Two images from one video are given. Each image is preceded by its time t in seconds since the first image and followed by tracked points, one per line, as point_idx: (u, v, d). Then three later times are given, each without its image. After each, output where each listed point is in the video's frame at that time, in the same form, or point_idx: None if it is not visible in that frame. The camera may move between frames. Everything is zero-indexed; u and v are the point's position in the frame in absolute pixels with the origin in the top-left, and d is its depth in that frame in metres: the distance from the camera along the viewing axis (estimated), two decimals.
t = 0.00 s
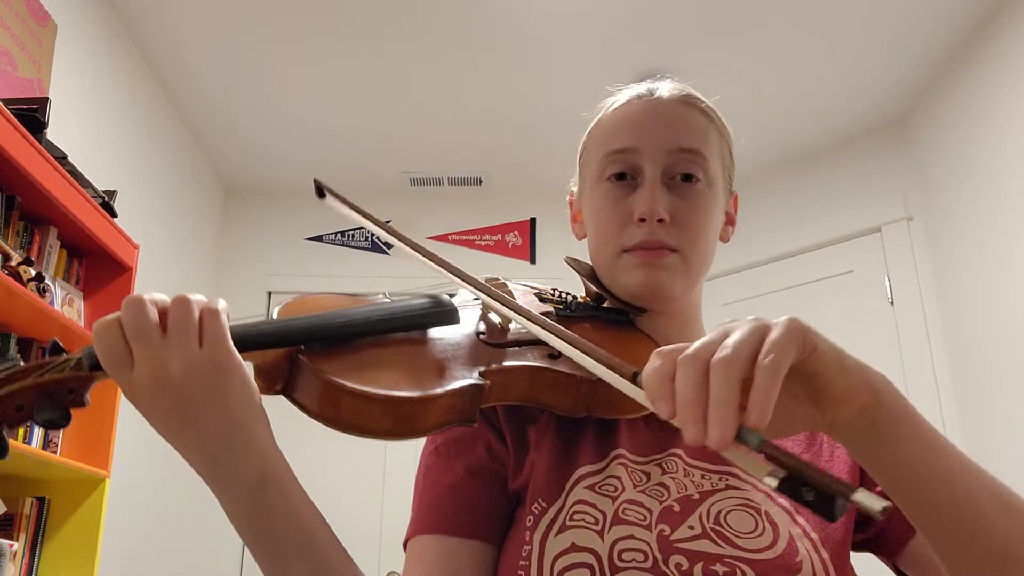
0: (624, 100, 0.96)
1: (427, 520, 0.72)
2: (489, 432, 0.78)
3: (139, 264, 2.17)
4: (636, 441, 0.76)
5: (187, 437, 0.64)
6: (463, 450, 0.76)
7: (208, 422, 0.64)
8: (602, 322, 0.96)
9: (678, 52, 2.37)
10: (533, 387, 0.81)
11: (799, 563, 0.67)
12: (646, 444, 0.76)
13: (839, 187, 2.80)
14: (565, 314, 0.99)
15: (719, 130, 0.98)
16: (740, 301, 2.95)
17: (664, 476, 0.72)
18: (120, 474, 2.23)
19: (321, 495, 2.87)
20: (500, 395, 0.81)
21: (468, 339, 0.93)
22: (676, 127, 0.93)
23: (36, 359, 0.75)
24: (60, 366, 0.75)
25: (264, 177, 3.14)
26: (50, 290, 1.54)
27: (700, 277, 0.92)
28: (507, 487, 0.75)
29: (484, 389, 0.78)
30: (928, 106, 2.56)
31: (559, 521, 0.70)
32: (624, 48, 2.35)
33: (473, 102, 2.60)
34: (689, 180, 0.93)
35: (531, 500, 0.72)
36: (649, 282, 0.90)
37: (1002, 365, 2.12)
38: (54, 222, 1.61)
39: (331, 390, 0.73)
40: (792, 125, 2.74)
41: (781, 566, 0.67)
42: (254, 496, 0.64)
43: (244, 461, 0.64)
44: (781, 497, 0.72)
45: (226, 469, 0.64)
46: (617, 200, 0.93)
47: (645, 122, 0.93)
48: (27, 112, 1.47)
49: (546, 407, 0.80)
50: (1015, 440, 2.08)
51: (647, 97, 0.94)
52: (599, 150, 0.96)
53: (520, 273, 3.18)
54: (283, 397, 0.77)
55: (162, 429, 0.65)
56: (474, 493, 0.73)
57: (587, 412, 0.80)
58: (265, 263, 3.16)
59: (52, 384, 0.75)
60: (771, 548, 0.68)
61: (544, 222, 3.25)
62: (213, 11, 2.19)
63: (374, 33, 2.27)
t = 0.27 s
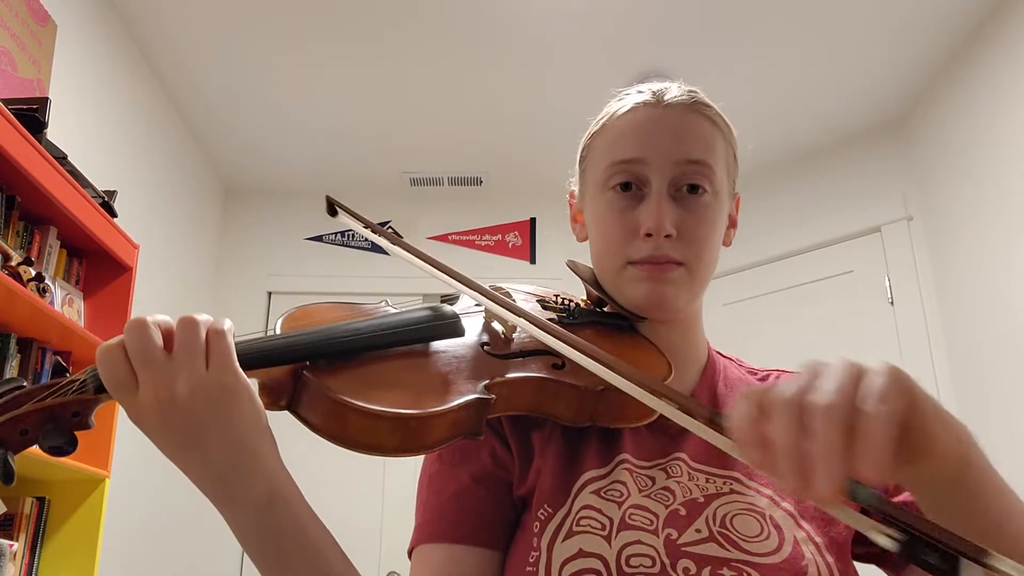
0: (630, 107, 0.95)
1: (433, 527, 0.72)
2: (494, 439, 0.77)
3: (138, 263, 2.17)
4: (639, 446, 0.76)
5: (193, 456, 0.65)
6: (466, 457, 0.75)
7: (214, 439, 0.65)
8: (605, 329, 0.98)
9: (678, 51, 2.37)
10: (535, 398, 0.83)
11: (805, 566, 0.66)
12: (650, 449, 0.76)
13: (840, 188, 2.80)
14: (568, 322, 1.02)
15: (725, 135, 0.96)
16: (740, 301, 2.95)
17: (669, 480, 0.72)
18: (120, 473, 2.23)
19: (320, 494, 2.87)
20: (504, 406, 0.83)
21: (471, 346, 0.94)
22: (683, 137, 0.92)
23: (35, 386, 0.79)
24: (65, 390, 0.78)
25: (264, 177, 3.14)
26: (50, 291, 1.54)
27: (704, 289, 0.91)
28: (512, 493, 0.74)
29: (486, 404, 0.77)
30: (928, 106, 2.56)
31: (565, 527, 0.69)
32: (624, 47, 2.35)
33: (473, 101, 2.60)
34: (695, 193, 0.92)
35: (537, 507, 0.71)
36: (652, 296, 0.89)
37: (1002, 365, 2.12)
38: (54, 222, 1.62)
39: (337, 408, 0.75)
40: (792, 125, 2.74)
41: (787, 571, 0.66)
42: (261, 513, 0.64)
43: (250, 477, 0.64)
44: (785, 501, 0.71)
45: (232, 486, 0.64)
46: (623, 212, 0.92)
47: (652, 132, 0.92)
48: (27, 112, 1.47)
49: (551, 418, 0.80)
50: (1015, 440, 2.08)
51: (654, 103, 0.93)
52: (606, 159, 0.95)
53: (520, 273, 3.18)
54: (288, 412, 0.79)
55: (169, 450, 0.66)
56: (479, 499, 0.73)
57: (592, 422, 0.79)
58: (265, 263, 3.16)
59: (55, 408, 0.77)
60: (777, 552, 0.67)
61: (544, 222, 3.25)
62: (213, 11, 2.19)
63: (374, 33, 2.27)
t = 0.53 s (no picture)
0: (634, 103, 0.95)
1: (428, 524, 0.71)
2: (490, 438, 0.77)
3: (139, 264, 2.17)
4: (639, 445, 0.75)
5: (191, 455, 0.65)
6: (463, 456, 0.75)
7: (211, 439, 0.65)
8: (604, 327, 0.98)
9: (678, 51, 2.37)
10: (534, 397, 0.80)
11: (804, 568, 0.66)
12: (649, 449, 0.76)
13: (840, 188, 2.80)
14: (567, 320, 1.01)
15: (727, 134, 0.97)
16: (740, 301, 2.95)
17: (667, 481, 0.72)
18: (120, 473, 2.23)
19: (320, 494, 2.88)
20: (501, 406, 0.81)
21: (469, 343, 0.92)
22: (686, 134, 0.92)
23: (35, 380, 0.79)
24: (60, 385, 0.79)
25: (264, 177, 3.14)
26: (50, 290, 1.54)
27: (704, 286, 0.91)
28: (509, 492, 0.75)
29: (484, 402, 0.77)
30: (928, 106, 2.56)
31: (562, 525, 0.70)
32: (624, 47, 2.35)
33: (473, 101, 2.60)
34: (697, 190, 0.92)
35: (534, 504, 0.71)
36: (654, 291, 0.88)
37: (1001, 365, 2.13)
38: (54, 222, 1.62)
39: (332, 407, 0.73)
40: (792, 124, 2.74)
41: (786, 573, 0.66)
42: (257, 513, 0.64)
43: (248, 476, 0.64)
44: (784, 502, 0.71)
45: (230, 485, 0.64)
46: (626, 207, 0.92)
47: (655, 128, 0.92)
48: (27, 112, 1.47)
49: (550, 417, 0.79)
50: (1014, 440, 2.08)
51: (658, 100, 0.93)
52: (608, 155, 0.95)
53: (520, 273, 3.18)
54: (284, 408, 0.77)
55: (165, 449, 0.66)
56: (475, 498, 0.72)
57: (590, 422, 0.78)
58: (265, 263, 3.16)
59: (52, 403, 0.77)
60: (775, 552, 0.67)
61: (544, 222, 3.25)
62: (213, 11, 2.19)
63: (374, 33, 2.27)
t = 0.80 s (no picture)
0: (640, 100, 0.95)
1: (425, 520, 0.71)
2: (487, 435, 0.77)
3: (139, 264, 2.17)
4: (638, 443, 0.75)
5: (185, 448, 0.66)
6: (458, 453, 0.75)
7: (205, 435, 0.66)
8: (604, 325, 0.98)
9: (678, 51, 2.37)
10: (534, 392, 0.79)
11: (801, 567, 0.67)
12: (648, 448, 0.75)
13: (840, 187, 2.80)
14: (568, 317, 1.00)
15: (730, 134, 0.97)
16: (740, 300, 2.95)
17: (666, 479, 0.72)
18: (120, 473, 2.23)
19: (320, 494, 2.87)
20: (499, 401, 0.79)
21: (470, 338, 0.92)
22: (690, 131, 0.92)
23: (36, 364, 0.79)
24: (61, 371, 0.79)
25: (264, 177, 3.14)
26: (50, 290, 1.54)
27: (705, 282, 0.90)
28: (506, 489, 0.75)
29: (482, 396, 0.76)
30: (928, 107, 2.56)
31: (560, 522, 0.70)
32: (624, 47, 2.35)
33: (473, 101, 2.60)
34: (700, 187, 0.92)
35: (532, 501, 0.71)
36: (655, 286, 0.88)
37: (1002, 365, 2.12)
38: (54, 222, 1.62)
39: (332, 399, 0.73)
40: (792, 124, 2.74)
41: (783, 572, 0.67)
42: (249, 507, 0.65)
43: (240, 471, 0.65)
44: (783, 502, 0.71)
45: (223, 480, 0.65)
46: (629, 202, 0.92)
47: (659, 125, 0.92)
48: (27, 112, 1.47)
49: (546, 414, 0.78)
50: (1014, 441, 2.08)
51: (662, 97, 0.93)
52: (612, 151, 0.95)
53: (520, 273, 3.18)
54: (284, 399, 0.76)
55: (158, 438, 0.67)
56: (470, 495, 0.72)
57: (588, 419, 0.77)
58: (265, 263, 3.16)
59: (53, 387, 0.77)
60: (774, 551, 0.68)
61: (544, 222, 3.25)
62: (212, 11, 2.19)
63: (374, 33, 2.27)
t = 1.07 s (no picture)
0: (639, 101, 0.95)
1: (424, 517, 0.72)
2: (486, 433, 0.77)
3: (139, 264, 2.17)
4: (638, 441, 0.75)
5: (184, 444, 0.67)
6: (457, 451, 0.75)
7: (204, 431, 0.66)
8: (604, 325, 0.98)
9: (677, 51, 2.37)
10: (534, 388, 0.78)
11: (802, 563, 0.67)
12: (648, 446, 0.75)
13: (840, 187, 2.80)
14: (568, 315, 1.01)
15: (730, 135, 0.97)
16: (740, 300, 2.95)
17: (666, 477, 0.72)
18: (120, 473, 2.23)
19: (320, 495, 2.87)
20: (499, 396, 0.78)
21: (471, 337, 0.91)
22: (689, 132, 0.92)
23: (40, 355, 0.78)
24: (63, 361, 0.78)
25: (265, 177, 3.14)
26: (50, 290, 1.54)
27: (705, 283, 0.90)
28: (505, 486, 0.75)
29: (483, 391, 0.76)
30: (928, 107, 2.56)
31: (559, 519, 0.70)
32: (624, 47, 2.35)
33: (473, 101, 2.60)
34: (699, 188, 0.92)
35: (531, 498, 0.72)
36: (655, 286, 0.88)
37: (1002, 366, 2.13)
38: (54, 222, 1.61)
39: (333, 392, 0.73)
40: (792, 124, 2.74)
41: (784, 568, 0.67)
42: (246, 503, 0.66)
43: (238, 467, 0.66)
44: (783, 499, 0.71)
45: (220, 476, 0.66)
46: (628, 203, 0.92)
47: (658, 126, 0.92)
48: (27, 112, 1.47)
49: (546, 410, 0.78)
50: (1014, 441, 2.08)
51: (661, 99, 0.93)
52: (612, 152, 0.95)
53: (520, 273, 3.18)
54: (284, 393, 0.77)
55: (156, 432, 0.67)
56: (469, 492, 0.73)
57: (588, 416, 0.77)
58: (265, 263, 3.16)
59: (56, 377, 0.77)
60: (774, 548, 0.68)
61: (544, 222, 3.25)
62: (212, 11, 2.19)
63: (374, 33, 2.27)
